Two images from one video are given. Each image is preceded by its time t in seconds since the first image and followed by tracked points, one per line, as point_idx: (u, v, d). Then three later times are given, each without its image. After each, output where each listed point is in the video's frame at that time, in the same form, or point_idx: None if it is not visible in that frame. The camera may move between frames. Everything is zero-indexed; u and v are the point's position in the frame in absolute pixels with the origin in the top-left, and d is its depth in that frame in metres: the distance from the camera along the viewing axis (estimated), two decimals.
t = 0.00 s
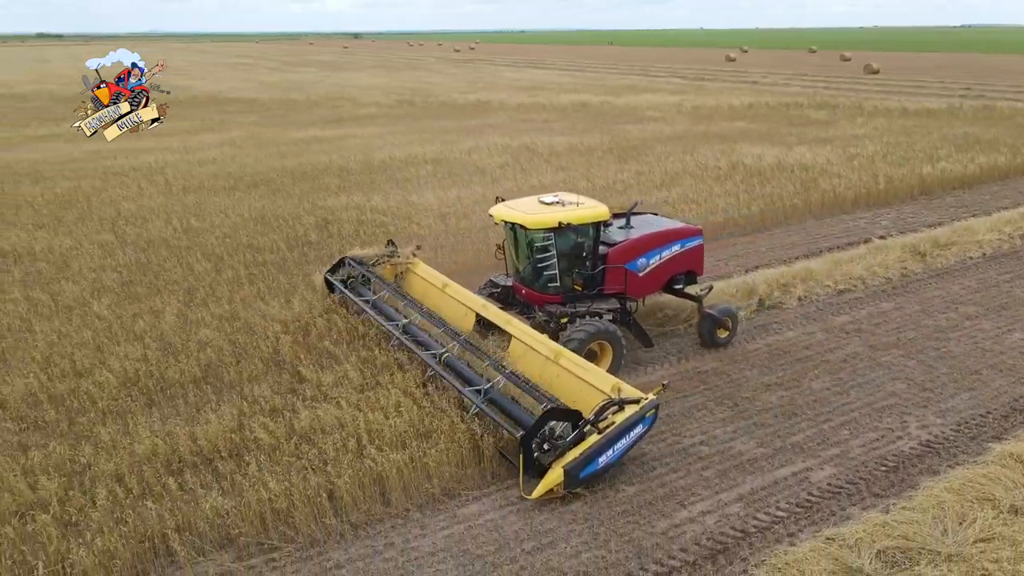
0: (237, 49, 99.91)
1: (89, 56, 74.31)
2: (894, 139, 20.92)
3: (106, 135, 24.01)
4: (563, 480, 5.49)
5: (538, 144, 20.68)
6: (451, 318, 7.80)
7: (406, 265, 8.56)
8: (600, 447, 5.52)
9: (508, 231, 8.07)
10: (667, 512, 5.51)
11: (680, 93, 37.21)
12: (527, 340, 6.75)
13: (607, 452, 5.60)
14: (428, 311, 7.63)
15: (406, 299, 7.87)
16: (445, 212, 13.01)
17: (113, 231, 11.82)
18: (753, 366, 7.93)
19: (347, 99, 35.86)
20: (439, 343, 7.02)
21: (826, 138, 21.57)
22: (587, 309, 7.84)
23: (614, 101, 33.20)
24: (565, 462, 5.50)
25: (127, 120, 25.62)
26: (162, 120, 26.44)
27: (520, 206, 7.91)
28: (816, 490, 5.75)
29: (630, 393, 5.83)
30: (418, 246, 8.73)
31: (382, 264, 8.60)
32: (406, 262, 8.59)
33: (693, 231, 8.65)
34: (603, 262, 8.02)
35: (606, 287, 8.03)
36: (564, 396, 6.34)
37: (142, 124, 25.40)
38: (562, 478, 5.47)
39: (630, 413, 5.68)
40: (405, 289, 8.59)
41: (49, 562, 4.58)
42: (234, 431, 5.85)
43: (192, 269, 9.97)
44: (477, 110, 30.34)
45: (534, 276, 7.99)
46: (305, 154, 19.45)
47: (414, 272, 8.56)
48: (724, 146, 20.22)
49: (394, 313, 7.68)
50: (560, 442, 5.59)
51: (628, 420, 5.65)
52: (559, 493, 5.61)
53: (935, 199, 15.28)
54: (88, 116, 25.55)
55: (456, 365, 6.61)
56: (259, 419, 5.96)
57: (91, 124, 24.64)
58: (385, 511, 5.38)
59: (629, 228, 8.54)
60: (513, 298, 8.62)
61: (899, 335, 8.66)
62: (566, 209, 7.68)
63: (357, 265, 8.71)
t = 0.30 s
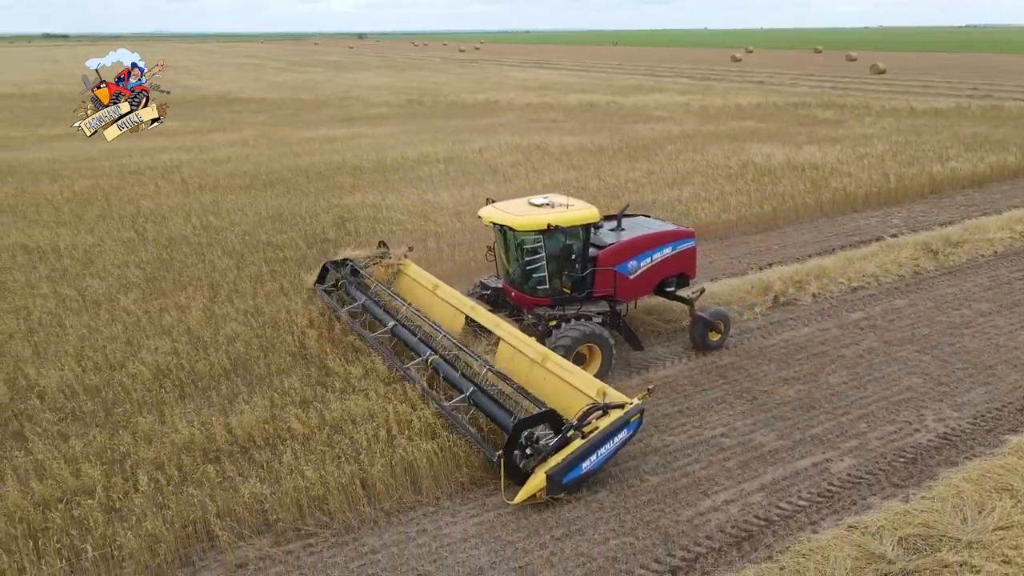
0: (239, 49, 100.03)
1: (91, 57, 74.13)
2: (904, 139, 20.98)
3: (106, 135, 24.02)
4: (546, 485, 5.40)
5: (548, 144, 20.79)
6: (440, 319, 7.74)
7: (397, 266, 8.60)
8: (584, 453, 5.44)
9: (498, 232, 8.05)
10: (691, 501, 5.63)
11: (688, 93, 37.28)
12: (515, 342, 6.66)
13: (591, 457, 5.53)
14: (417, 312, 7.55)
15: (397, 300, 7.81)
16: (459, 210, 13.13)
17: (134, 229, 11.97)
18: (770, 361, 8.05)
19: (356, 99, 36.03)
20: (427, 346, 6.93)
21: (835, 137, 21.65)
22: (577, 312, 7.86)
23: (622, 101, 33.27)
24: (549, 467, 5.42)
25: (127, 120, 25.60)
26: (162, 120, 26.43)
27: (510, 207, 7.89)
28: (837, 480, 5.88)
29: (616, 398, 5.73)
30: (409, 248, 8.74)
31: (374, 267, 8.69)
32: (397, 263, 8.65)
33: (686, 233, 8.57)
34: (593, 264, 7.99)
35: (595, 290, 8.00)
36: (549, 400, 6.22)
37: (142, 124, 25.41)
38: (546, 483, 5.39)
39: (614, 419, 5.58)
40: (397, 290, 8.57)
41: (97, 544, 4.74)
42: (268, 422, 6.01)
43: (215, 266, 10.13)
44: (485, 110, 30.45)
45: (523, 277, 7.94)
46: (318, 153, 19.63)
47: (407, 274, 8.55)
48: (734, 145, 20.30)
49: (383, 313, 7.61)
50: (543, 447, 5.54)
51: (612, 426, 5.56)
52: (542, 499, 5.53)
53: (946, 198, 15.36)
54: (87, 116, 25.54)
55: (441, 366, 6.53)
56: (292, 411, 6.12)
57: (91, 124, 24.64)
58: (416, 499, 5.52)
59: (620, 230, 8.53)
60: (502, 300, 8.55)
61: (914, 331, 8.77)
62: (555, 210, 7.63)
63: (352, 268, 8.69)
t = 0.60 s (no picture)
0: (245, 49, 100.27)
1: (96, 57, 74.22)
2: (915, 138, 21.02)
3: (106, 134, 24.05)
4: (527, 490, 5.35)
5: (560, 143, 20.90)
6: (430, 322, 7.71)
7: (390, 267, 8.59)
8: (566, 457, 5.40)
9: (486, 235, 8.01)
10: (714, 491, 5.75)
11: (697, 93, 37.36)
12: (503, 346, 6.66)
13: (574, 462, 5.47)
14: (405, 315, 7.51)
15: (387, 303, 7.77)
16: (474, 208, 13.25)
17: (156, 226, 12.15)
18: (788, 357, 8.15)
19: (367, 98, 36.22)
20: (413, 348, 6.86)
21: (847, 137, 21.70)
22: (565, 315, 7.82)
23: (632, 100, 33.33)
24: (530, 472, 5.36)
25: (127, 120, 25.58)
26: (163, 121, 26.43)
27: (498, 209, 7.85)
28: (857, 471, 5.99)
29: (599, 402, 5.71)
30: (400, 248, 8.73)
31: (365, 268, 8.63)
32: (389, 266, 8.62)
33: (678, 235, 8.47)
34: (583, 267, 7.91)
35: (584, 292, 7.94)
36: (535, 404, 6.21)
37: (141, 125, 25.44)
38: (527, 489, 5.34)
39: (598, 423, 5.55)
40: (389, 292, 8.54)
41: (141, 529, 4.90)
42: (300, 413, 6.16)
43: (238, 262, 10.28)
44: (494, 109, 30.56)
45: (511, 280, 7.84)
46: (332, 152, 19.79)
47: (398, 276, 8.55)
48: (745, 145, 20.38)
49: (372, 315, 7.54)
50: (525, 453, 5.47)
51: (596, 430, 5.53)
52: (525, 504, 5.48)
53: (959, 197, 15.43)
54: (87, 117, 25.50)
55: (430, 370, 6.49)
56: (322, 402, 6.26)
57: (90, 124, 24.55)
58: (444, 488, 5.64)
59: (611, 232, 8.45)
60: (492, 302, 8.44)
61: (929, 328, 8.85)
62: (543, 213, 7.60)
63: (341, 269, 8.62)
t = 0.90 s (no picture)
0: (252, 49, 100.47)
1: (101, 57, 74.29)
2: (926, 138, 21.02)
3: (105, 135, 24.07)
4: (508, 496, 5.28)
5: (571, 143, 20.98)
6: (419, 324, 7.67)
7: (380, 269, 8.58)
8: (548, 463, 5.33)
9: (474, 237, 7.87)
10: (737, 483, 5.86)
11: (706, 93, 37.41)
12: (490, 348, 6.59)
13: (556, 468, 5.40)
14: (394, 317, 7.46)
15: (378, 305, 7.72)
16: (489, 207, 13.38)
17: (178, 224, 12.32)
18: (805, 354, 8.23)
19: (377, 98, 36.37)
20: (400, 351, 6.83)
21: (858, 137, 21.73)
22: (553, 318, 7.64)
23: (641, 100, 33.37)
24: (510, 478, 5.29)
25: (126, 120, 25.56)
26: (163, 121, 26.45)
27: (485, 211, 7.74)
28: (876, 464, 6.09)
29: (582, 407, 5.60)
30: (393, 250, 8.67)
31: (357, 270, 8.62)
32: (380, 267, 8.60)
33: (668, 237, 8.34)
34: (571, 270, 7.79)
35: (573, 296, 7.83)
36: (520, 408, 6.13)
37: (142, 125, 25.46)
38: (508, 494, 5.27)
39: (580, 428, 5.45)
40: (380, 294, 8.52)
41: (181, 515, 5.05)
42: (330, 405, 6.30)
43: (260, 259, 10.43)
44: (504, 109, 30.67)
45: (500, 282, 7.74)
46: (345, 151, 19.94)
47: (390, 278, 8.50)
48: (756, 145, 20.44)
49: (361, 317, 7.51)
50: (506, 458, 5.38)
51: (578, 436, 5.43)
52: (506, 510, 5.42)
53: (972, 197, 15.47)
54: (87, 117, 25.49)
55: (414, 374, 6.41)
56: (352, 394, 6.40)
57: (90, 123, 24.53)
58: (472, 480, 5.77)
59: (601, 234, 8.33)
60: (480, 305, 8.31)
61: (945, 326, 8.91)
62: (531, 215, 7.53)
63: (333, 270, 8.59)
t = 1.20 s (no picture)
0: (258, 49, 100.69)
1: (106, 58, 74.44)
2: (937, 138, 21.02)
3: (104, 135, 24.04)
4: (486, 502, 5.21)
5: (581, 143, 21.06)
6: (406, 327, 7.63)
7: (369, 270, 8.47)
8: (527, 468, 5.27)
9: (461, 240, 7.85)
10: (757, 475, 5.96)
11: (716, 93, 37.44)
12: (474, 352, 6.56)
13: (535, 473, 5.35)
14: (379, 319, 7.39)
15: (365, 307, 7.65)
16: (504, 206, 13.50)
17: (198, 222, 12.47)
18: (821, 351, 8.31)
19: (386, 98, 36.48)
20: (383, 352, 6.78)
21: (869, 137, 21.77)
22: (540, 321, 7.64)
23: (650, 100, 33.44)
24: (489, 483, 5.22)
25: (125, 121, 25.52)
26: (161, 121, 26.43)
27: (473, 214, 7.68)
28: (894, 458, 6.18)
29: (564, 412, 5.60)
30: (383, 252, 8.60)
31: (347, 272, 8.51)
32: (370, 269, 8.48)
33: (658, 241, 8.39)
34: (559, 273, 7.79)
35: (560, 298, 7.81)
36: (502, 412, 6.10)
37: (140, 125, 25.44)
38: (486, 500, 5.20)
39: (561, 433, 5.43)
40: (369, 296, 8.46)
41: (217, 502, 5.18)
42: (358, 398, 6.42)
43: (280, 256, 10.56)
44: (513, 109, 30.76)
45: (486, 286, 7.73)
46: (358, 151, 20.06)
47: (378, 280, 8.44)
48: (766, 145, 20.46)
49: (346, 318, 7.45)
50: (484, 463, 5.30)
51: (559, 440, 5.41)
52: (484, 516, 5.33)
53: (984, 196, 15.52)
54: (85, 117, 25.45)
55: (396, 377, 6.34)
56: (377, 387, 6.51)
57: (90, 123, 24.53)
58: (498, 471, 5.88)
59: (590, 237, 8.37)
60: (467, 308, 8.31)
61: (960, 324, 8.98)
62: (518, 218, 7.47)
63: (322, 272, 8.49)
